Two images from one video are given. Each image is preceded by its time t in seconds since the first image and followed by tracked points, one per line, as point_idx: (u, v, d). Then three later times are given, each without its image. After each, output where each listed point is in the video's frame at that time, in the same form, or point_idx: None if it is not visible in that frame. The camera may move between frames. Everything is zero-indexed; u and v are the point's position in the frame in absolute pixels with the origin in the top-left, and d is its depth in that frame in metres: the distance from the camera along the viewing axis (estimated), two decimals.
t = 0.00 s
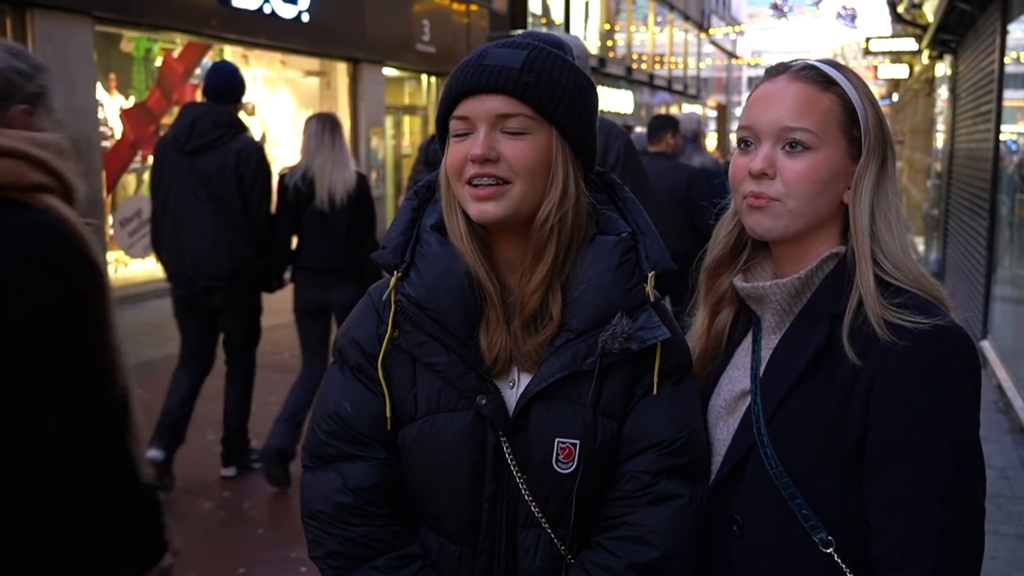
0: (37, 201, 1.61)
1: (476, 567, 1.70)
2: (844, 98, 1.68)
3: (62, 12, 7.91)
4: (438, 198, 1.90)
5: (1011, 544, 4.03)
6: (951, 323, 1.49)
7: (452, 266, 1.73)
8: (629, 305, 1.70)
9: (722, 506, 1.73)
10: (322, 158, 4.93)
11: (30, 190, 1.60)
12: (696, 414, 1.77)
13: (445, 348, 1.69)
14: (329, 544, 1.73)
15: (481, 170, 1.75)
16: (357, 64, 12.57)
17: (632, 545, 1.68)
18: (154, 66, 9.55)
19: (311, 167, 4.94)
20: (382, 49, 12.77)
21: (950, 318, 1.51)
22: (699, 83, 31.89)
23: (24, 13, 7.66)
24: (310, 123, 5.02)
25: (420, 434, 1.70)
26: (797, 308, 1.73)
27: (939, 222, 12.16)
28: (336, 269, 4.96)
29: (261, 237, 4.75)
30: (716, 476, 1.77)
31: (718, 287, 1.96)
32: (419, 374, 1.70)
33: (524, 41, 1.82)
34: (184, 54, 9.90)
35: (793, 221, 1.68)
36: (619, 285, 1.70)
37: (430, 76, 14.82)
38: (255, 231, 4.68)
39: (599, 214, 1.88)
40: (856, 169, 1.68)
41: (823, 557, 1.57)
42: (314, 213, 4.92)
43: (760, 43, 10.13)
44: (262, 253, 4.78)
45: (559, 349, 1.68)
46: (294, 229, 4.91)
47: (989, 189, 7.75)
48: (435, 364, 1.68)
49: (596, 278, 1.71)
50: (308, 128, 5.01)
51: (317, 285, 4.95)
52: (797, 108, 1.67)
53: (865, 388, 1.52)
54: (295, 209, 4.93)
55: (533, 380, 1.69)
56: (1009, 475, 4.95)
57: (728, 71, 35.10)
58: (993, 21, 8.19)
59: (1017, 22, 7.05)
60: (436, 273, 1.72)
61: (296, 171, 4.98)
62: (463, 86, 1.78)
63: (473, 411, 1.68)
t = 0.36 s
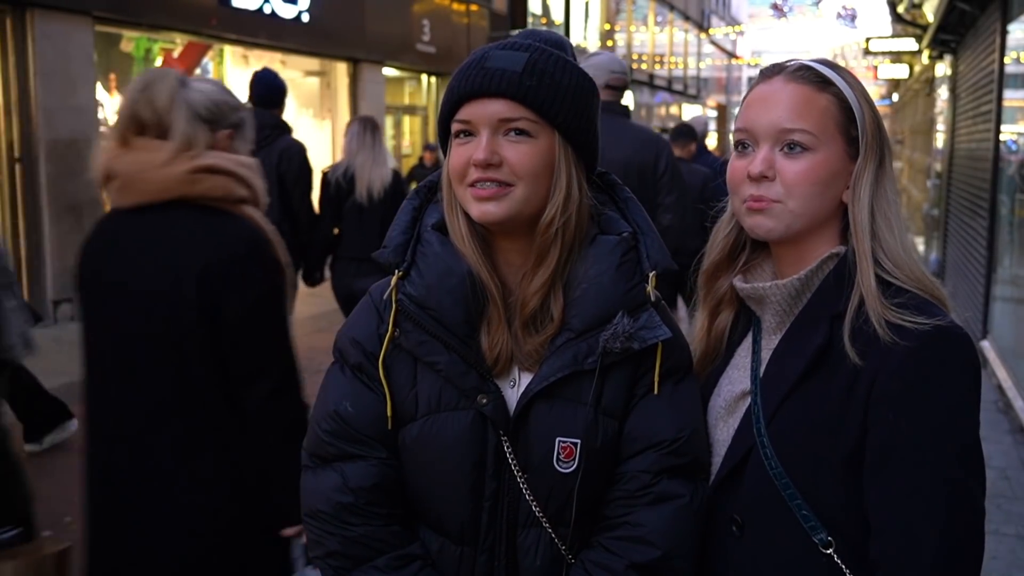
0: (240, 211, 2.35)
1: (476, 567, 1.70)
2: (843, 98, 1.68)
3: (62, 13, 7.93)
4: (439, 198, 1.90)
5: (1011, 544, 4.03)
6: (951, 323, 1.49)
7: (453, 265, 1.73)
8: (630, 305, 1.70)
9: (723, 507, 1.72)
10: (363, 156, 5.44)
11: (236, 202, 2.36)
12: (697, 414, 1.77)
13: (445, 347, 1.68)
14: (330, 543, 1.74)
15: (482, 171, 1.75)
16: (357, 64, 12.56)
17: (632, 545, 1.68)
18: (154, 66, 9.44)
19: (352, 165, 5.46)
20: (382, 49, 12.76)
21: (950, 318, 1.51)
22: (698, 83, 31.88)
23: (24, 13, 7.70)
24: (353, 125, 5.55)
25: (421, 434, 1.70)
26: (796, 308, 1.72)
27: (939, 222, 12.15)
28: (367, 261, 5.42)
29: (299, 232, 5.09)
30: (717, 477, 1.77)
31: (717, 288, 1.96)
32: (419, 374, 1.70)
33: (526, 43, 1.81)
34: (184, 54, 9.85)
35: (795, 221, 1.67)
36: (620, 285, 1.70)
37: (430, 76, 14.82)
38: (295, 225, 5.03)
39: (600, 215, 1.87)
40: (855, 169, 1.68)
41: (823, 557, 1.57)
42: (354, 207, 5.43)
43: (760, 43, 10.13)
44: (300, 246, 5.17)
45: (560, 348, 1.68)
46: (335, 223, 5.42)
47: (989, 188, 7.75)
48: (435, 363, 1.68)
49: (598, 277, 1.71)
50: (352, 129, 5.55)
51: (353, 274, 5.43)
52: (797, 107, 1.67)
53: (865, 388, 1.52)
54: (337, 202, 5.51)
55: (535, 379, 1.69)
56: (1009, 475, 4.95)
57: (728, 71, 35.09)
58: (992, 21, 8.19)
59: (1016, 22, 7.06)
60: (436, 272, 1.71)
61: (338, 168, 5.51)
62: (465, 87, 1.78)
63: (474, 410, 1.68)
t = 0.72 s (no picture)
0: (381, 194, 2.92)
1: (475, 567, 1.71)
2: (843, 98, 1.68)
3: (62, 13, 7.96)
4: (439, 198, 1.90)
5: (1011, 544, 4.04)
6: (949, 323, 1.49)
7: (452, 265, 1.73)
8: (629, 305, 1.70)
9: (722, 507, 1.72)
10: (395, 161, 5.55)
11: (377, 185, 2.93)
12: (697, 415, 1.77)
13: (444, 347, 1.68)
14: (329, 543, 1.74)
15: (483, 172, 1.75)
16: (357, 64, 12.55)
17: (630, 546, 1.68)
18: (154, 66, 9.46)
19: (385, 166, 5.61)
20: (382, 49, 12.76)
21: (948, 318, 1.51)
22: (698, 83, 31.91)
23: (24, 13, 7.73)
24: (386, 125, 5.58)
25: (421, 435, 1.70)
26: (794, 308, 1.72)
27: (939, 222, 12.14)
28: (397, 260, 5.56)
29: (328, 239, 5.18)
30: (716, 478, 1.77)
31: (716, 287, 1.96)
32: (418, 374, 1.70)
33: (528, 43, 1.81)
34: (184, 53, 9.86)
35: (795, 221, 1.67)
36: (620, 286, 1.70)
37: (430, 76, 14.84)
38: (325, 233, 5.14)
39: (601, 215, 1.87)
40: (855, 169, 1.68)
41: (822, 558, 1.57)
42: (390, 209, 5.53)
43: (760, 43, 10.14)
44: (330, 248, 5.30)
45: (560, 349, 1.68)
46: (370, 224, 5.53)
47: (989, 188, 7.76)
48: (435, 364, 1.68)
49: (597, 278, 1.71)
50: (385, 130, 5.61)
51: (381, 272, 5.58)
52: (797, 108, 1.67)
53: (864, 389, 1.52)
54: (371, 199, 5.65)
55: (534, 380, 1.69)
56: (1009, 475, 4.95)
57: (728, 71, 35.11)
58: (992, 21, 8.19)
59: (1016, 22, 7.06)
60: (436, 272, 1.71)
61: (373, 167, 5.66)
62: (466, 88, 1.78)
63: (473, 412, 1.68)
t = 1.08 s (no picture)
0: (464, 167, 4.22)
1: (473, 567, 1.70)
2: (847, 98, 1.67)
3: (61, 13, 7.98)
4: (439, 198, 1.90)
5: (1010, 544, 4.03)
6: (950, 323, 1.49)
7: (452, 264, 1.72)
8: (629, 304, 1.69)
9: (721, 507, 1.72)
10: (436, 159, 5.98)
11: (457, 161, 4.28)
12: (697, 415, 1.76)
13: (443, 346, 1.68)
14: (328, 543, 1.73)
15: (484, 172, 1.74)
16: (357, 64, 12.55)
17: (629, 546, 1.68)
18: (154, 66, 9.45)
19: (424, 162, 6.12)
20: (382, 49, 12.75)
21: (948, 318, 1.50)
22: (699, 83, 31.92)
23: (24, 13, 7.75)
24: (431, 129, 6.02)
25: (419, 433, 1.70)
26: (794, 307, 1.72)
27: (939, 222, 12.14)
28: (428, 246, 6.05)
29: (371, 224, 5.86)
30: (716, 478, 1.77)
31: (716, 286, 1.96)
32: (417, 373, 1.70)
33: (529, 43, 1.81)
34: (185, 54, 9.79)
35: (796, 219, 1.67)
36: (620, 286, 1.70)
37: (430, 76, 14.83)
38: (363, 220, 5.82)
39: (601, 214, 1.87)
40: (858, 169, 1.67)
41: (821, 558, 1.56)
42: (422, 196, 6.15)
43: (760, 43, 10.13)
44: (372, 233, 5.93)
45: (559, 348, 1.68)
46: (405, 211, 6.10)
47: (989, 189, 7.75)
48: (433, 363, 1.68)
49: (597, 277, 1.70)
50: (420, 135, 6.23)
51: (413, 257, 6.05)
52: (802, 107, 1.67)
53: (864, 388, 1.52)
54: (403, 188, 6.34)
55: (533, 380, 1.68)
56: (1009, 475, 4.94)
57: (728, 72, 35.13)
58: (993, 21, 8.19)
59: (1016, 22, 7.05)
60: (435, 271, 1.71)
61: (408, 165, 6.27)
62: (467, 88, 1.77)
63: (471, 411, 1.68)
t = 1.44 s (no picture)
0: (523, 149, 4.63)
1: (474, 567, 1.70)
2: (846, 99, 1.67)
3: (62, 13, 7.99)
4: (438, 198, 1.90)
5: (1010, 544, 4.03)
6: (952, 324, 1.49)
7: (451, 265, 1.72)
8: (629, 304, 1.69)
9: (721, 506, 1.72)
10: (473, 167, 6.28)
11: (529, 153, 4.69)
12: (698, 415, 1.76)
13: (443, 347, 1.68)
14: (328, 544, 1.73)
15: (481, 173, 1.74)
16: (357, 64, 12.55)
17: (630, 546, 1.68)
18: (154, 66, 9.53)
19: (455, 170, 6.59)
20: (382, 49, 12.74)
21: (951, 318, 1.50)
22: (698, 83, 31.93)
23: (24, 13, 7.75)
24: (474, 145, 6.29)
25: (420, 434, 1.70)
26: (797, 307, 1.72)
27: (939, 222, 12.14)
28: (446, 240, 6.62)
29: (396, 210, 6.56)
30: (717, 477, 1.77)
31: (719, 287, 1.96)
32: (417, 374, 1.70)
33: (525, 43, 1.81)
34: (184, 53, 9.89)
35: (796, 222, 1.67)
36: (619, 286, 1.70)
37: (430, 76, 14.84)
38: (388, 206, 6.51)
39: (601, 214, 1.87)
40: (859, 170, 1.67)
41: (823, 557, 1.56)
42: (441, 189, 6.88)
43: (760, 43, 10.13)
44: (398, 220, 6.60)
45: (559, 348, 1.68)
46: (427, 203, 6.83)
47: (989, 189, 7.75)
48: (434, 363, 1.67)
49: (596, 277, 1.70)
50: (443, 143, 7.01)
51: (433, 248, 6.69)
52: (800, 109, 1.66)
53: (867, 388, 1.52)
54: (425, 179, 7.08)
55: (533, 380, 1.68)
56: (1009, 475, 4.94)
57: (728, 72, 35.12)
58: (993, 21, 8.19)
59: (1017, 22, 7.05)
60: (434, 272, 1.71)
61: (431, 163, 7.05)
62: (464, 89, 1.77)
63: (471, 411, 1.68)
